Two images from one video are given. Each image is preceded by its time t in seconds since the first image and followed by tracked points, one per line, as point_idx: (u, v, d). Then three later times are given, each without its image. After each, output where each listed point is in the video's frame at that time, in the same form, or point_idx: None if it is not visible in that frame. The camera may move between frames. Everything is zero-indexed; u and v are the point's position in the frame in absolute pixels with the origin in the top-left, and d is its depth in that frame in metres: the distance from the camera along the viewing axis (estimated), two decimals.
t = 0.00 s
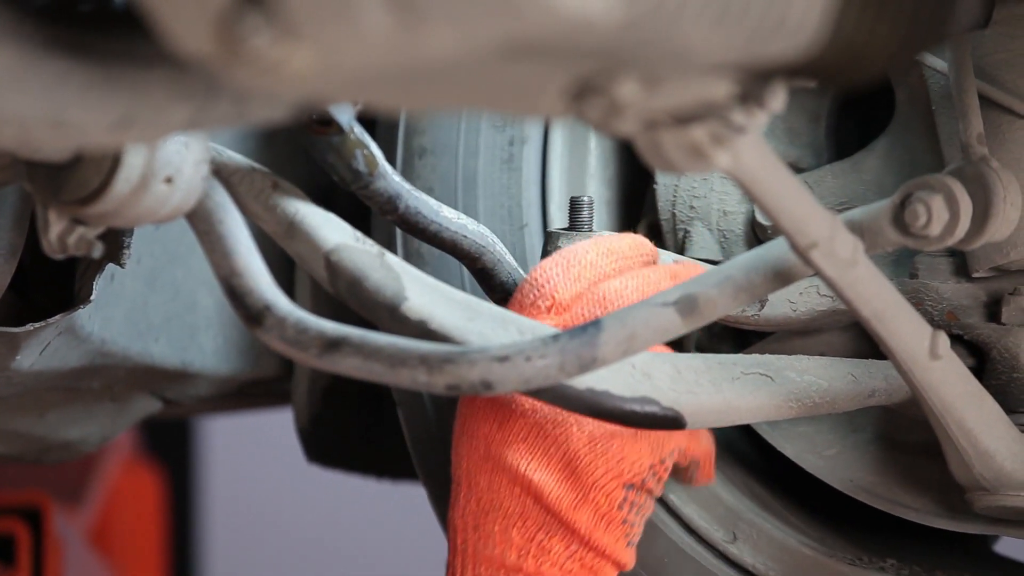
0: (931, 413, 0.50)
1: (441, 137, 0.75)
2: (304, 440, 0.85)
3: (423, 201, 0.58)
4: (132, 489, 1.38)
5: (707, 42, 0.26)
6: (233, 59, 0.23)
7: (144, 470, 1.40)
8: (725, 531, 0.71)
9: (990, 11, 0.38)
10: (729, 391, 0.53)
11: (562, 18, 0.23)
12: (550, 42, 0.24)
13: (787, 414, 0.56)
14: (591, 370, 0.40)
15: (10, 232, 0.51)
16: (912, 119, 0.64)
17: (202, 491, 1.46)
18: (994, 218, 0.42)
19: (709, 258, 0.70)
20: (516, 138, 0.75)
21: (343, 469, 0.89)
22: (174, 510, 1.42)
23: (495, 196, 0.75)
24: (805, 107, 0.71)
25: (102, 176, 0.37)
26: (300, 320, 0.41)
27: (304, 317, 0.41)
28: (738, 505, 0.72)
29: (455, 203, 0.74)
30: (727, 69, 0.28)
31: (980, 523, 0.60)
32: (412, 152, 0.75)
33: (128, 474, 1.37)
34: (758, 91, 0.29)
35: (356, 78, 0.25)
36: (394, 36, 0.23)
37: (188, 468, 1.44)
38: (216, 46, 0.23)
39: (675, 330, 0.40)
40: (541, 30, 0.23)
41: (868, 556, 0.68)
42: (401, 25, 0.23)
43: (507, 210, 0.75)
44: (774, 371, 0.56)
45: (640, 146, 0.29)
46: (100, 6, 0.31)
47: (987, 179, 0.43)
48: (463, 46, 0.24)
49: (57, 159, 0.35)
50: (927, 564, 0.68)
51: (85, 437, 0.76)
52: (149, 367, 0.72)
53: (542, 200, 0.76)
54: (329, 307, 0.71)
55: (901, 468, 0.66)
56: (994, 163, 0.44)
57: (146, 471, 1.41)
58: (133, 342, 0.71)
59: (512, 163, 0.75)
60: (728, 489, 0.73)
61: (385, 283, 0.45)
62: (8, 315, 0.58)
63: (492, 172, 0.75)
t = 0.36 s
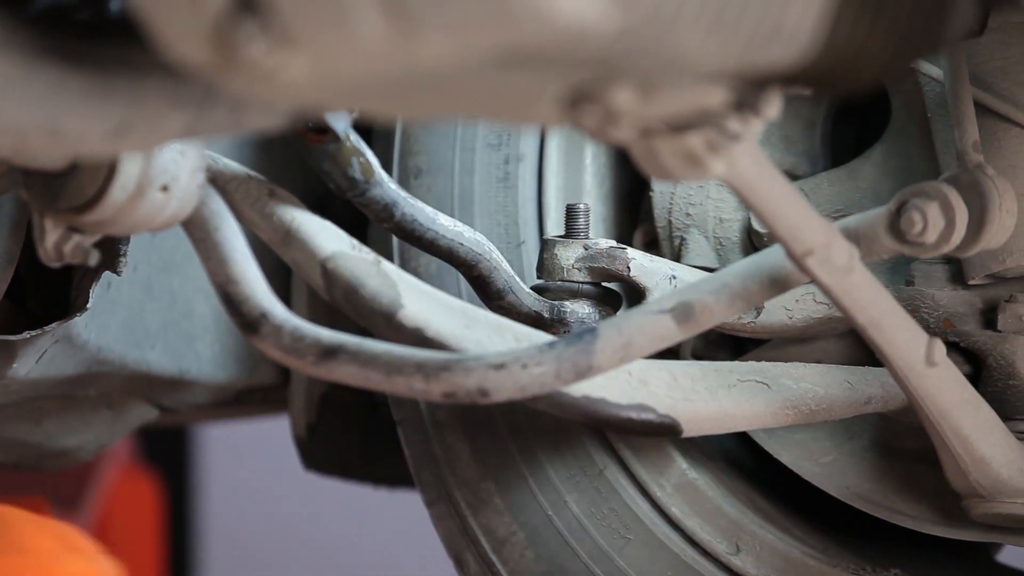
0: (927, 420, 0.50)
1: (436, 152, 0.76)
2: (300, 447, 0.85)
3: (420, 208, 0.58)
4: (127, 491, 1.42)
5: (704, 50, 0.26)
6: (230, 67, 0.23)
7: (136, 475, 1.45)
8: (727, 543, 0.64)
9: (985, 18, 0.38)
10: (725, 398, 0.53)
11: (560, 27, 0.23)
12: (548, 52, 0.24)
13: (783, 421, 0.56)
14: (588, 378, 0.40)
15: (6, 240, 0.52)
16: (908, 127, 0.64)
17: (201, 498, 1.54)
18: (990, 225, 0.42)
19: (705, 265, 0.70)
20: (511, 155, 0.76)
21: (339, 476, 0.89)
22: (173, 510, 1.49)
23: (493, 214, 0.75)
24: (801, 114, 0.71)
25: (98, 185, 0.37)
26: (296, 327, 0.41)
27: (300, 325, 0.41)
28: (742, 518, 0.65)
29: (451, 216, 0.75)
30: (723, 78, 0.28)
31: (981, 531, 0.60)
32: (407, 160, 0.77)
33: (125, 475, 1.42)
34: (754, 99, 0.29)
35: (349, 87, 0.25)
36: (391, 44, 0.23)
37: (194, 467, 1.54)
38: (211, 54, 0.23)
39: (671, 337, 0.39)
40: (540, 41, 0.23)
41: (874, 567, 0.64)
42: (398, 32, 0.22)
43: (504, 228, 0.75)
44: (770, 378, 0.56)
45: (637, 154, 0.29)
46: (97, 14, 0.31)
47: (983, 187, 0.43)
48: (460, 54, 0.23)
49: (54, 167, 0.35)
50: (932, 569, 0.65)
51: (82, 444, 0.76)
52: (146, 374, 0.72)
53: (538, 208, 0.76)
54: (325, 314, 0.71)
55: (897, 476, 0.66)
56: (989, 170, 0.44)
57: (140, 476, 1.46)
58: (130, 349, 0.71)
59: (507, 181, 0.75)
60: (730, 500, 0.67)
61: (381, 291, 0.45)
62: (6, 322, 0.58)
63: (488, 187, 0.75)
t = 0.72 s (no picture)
0: (930, 424, 0.50)
1: (439, 156, 0.75)
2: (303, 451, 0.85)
3: (422, 212, 0.58)
4: (129, 496, 1.43)
5: (707, 53, 0.26)
6: (231, 71, 0.23)
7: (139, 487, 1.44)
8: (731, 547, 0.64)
9: (988, 22, 0.38)
10: (728, 402, 0.53)
11: (563, 31, 0.22)
12: (552, 54, 0.24)
13: (786, 425, 0.56)
14: (591, 382, 0.40)
15: (10, 244, 0.52)
16: (910, 130, 0.64)
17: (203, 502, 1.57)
18: (993, 229, 0.42)
19: (708, 269, 0.70)
20: (514, 159, 0.76)
21: (342, 480, 0.89)
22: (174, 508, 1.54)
23: (495, 217, 0.75)
24: (804, 118, 0.71)
25: (101, 189, 0.37)
26: (299, 331, 0.41)
27: (303, 328, 0.41)
28: (746, 522, 0.65)
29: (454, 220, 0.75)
30: (726, 81, 0.28)
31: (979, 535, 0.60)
32: (411, 163, 0.76)
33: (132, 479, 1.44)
34: (756, 103, 0.29)
35: (351, 91, 0.25)
36: (393, 48, 0.22)
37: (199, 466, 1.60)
38: (211, 57, 0.23)
39: (674, 341, 0.39)
40: (543, 44, 0.23)
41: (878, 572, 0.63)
42: (401, 37, 0.22)
43: (507, 231, 0.75)
44: (773, 382, 0.56)
45: (640, 158, 0.29)
46: (100, 18, 0.31)
47: (986, 192, 0.43)
48: (464, 57, 0.23)
49: (57, 171, 0.35)
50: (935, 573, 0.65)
51: (84, 448, 0.76)
52: (148, 377, 0.72)
53: (541, 211, 0.76)
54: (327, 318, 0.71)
55: (901, 480, 0.66)
56: (992, 175, 0.44)
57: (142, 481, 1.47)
58: (133, 353, 0.71)
59: (511, 184, 0.75)
60: (733, 503, 0.67)
61: (384, 295, 0.45)
62: (9, 326, 0.58)
63: (491, 190, 0.75)
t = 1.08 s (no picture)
0: (932, 424, 0.50)
1: (440, 156, 0.75)
2: (305, 452, 0.85)
3: (424, 212, 0.58)
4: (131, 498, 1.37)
5: (707, 54, 0.26)
6: (231, 72, 0.23)
7: (147, 480, 1.41)
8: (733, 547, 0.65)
9: (989, 22, 0.38)
10: (730, 402, 0.53)
11: (563, 32, 0.22)
12: (552, 55, 0.24)
13: (788, 425, 0.56)
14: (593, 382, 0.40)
15: (11, 246, 0.52)
16: (912, 130, 0.64)
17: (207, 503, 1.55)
18: (995, 230, 0.42)
19: (709, 269, 0.70)
20: (516, 160, 0.75)
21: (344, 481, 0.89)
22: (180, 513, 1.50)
23: (497, 218, 0.75)
24: (805, 118, 0.71)
25: (102, 190, 0.37)
26: (300, 332, 0.41)
27: (304, 329, 0.41)
28: (748, 523, 0.65)
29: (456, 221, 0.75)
30: (726, 82, 0.28)
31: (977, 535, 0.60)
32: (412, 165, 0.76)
33: (129, 482, 1.36)
34: (757, 103, 0.29)
35: (352, 91, 0.25)
36: (394, 49, 0.22)
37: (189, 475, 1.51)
38: (211, 59, 0.23)
39: (676, 341, 0.39)
40: (544, 45, 0.23)
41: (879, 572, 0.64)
42: (402, 38, 0.22)
43: (509, 232, 0.75)
44: (775, 382, 0.56)
45: (641, 158, 0.29)
46: (100, 19, 0.31)
47: (988, 192, 0.43)
48: (464, 57, 0.23)
49: (59, 173, 0.35)
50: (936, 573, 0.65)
51: (86, 449, 0.76)
52: (150, 378, 0.72)
53: (542, 211, 0.76)
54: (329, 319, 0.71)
55: (903, 480, 0.66)
56: (994, 175, 0.44)
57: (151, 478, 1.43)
58: (134, 354, 0.71)
59: (512, 185, 0.75)
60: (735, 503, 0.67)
61: (386, 295, 0.45)
62: (11, 327, 0.58)
63: (493, 191, 0.75)
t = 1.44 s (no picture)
0: (935, 423, 0.50)
1: (443, 155, 0.75)
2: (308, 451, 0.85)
3: (426, 211, 0.58)
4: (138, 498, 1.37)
5: (709, 53, 0.26)
6: (233, 71, 0.23)
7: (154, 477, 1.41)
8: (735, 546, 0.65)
9: (992, 21, 0.38)
10: (732, 401, 0.53)
11: (565, 30, 0.22)
12: (554, 54, 0.24)
13: (791, 424, 0.56)
14: (595, 380, 0.40)
15: (13, 245, 0.52)
16: (915, 129, 0.64)
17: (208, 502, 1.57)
18: (997, 228, 0.42)
19: (712, 268, 0.70)
20: (518, 159, 0.76)
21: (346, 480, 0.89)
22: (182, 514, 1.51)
23: (499, 217, 0.75)
24: (808, 117, 0.71)
25: (105, 188, 0.37)
26: (303, 331, 0.41)
27: (307, 328, 0.41)
28: (751, 522, 0.66)
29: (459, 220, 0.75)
30: (728, 80, 0.28)
31: (980, 533, 0.60)
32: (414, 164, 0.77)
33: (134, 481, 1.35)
34: (760, 101, 0.29)
35: (355, 89, 0.25)
36: (395, 47, 0.22)
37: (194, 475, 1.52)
38: (212, 56, 0.23)
39: (679, 340, 0.39)
40: (546, 43, 0.23)
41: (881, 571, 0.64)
42: (404, 36, 0.22)
43: (511, 231, 0.75)
44: (778, 381, 0.56)
45: (643, 156, 0.29)
46: (103, 17, 0.31)
47: (990, 190, 0.43)
48: (467, 56, 0.23)
49: (60, 171, 0.35)
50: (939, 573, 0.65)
51: (89, 449, 0.76)
52: (152, 377, 0.72)
53: (544, 210, 0.76)
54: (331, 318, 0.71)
55: (905, 479, 0.66)
56: (997, 173, 0.44)
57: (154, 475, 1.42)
58: (137, 353, 0.71)
59: (515, 184, 0.75)
60: (737, 502, 0.67)
61: (388, 294, 0.45)
62: (14, 326, 0.58)
63: (496, 190, 0.75)
